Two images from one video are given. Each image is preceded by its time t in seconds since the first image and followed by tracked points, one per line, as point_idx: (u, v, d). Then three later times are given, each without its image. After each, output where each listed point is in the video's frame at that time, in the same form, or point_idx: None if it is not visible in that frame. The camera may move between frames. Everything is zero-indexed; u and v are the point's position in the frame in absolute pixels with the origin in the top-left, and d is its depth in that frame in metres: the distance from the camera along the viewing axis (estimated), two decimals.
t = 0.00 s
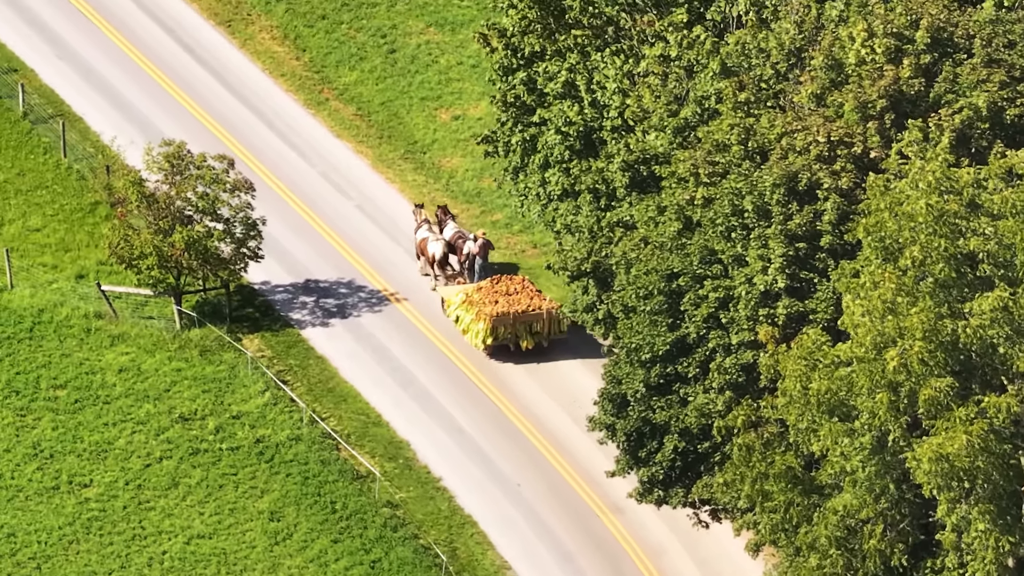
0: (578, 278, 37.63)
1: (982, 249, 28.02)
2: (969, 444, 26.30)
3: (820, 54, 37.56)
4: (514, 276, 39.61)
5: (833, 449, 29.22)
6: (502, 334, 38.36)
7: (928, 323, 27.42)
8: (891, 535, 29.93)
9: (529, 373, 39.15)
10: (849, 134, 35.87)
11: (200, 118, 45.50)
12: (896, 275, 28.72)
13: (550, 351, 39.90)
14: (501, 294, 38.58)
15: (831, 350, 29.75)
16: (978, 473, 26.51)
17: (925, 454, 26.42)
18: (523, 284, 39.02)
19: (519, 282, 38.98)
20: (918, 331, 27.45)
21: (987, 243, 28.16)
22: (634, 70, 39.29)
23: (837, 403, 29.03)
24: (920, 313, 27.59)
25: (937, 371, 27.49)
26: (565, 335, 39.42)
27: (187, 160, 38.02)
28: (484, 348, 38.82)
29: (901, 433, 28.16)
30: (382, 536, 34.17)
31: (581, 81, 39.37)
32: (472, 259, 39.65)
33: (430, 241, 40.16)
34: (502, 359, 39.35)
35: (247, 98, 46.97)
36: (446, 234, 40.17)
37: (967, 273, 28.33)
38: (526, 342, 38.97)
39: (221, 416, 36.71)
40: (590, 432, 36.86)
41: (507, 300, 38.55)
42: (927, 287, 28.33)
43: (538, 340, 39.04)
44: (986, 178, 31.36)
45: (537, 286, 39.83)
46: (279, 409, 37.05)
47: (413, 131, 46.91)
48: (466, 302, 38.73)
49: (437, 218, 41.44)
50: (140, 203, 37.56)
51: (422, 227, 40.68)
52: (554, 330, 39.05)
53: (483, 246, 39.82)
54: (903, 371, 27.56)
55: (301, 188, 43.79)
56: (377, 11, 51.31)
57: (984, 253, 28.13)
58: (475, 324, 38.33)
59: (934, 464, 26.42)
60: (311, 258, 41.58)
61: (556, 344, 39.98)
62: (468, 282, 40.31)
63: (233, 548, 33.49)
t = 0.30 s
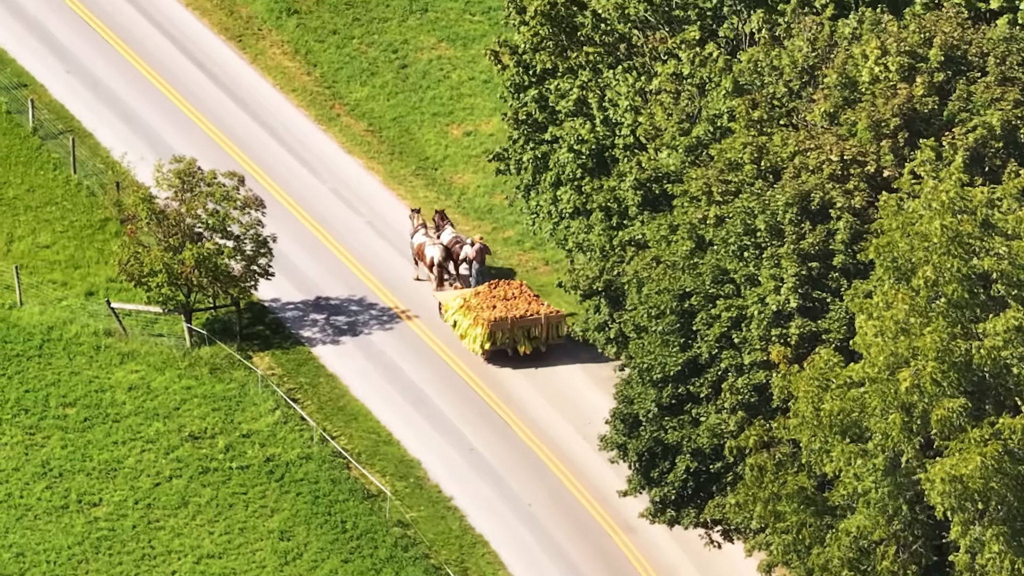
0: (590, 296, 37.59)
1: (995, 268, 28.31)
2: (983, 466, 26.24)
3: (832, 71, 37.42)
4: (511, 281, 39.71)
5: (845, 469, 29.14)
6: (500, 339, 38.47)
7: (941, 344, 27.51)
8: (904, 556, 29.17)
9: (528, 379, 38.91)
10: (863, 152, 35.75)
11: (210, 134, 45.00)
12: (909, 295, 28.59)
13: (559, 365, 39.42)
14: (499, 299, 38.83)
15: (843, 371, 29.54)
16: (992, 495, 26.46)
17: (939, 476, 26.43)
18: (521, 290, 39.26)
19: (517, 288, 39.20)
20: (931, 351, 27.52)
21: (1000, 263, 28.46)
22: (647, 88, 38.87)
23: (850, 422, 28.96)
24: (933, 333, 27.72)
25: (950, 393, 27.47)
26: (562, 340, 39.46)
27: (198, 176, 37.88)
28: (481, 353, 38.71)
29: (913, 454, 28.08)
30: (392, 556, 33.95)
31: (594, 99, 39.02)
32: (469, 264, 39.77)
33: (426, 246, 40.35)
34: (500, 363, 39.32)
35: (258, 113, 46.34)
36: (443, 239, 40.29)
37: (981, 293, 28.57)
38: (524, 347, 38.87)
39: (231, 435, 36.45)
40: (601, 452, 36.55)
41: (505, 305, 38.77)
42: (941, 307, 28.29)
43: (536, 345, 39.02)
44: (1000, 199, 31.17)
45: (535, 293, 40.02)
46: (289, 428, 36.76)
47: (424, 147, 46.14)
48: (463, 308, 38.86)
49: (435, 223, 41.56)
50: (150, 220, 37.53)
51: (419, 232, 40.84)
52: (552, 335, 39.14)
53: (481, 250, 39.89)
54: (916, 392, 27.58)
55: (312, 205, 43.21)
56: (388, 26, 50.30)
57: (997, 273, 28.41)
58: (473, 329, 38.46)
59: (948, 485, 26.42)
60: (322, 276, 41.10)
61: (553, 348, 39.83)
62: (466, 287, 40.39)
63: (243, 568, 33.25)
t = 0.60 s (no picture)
0: (601, 318, 37.39)
1: (1008, 291, 28.63)
2: (996, 490, 26.18)
3: (844, 92, 36.88)
4: (507, 288, 39.67)
5: (857, 493, 28.93)
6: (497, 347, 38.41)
7: (953, 367, 27.36)
8: None
9: (529, 389, 38.76)
10: (874, 174, 35.38)
11: (220, 153, 44.81)
12: (921, 320, 28.57)
13: (566, 383, 39.12)
14: (495, 307, 38.81)
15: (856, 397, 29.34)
16: (1004, 520, 26.39)
17: (952, 500, 26.30)
18: (516, 298, 39.25)
19: (512, 296, 39.19)
20: (943, 375, 27.36)
21: (1013, 286, 28.74)
22: (658, 109, 38.60)
23: (861, 447, 28.69)
24: (945, 355, 27.56)
25: (962, 416, 27.35)
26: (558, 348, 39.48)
27: (207, 197, 37.75)
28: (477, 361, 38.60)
29: (925, 478, 27.80)
30: None
31: (605, 119, 38.77)
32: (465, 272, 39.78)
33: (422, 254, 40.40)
34: (496, 371, 39.16)
35: (268, 131, 46.12)
36: (439, 246, 40.33)
37: (994, 315, 28.78)
38: (520, 355, 38.83)
39: (240, 457, 36.13)
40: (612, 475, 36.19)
41: (501, 313, 38.69)
42: (952, 331, 28.30)
43: (532, 353, 39.01)
44: (1013, 223, 30.99)
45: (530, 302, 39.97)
46: (299, 449, 36.45)
47: (434, 166, 45.89)
48: (460, 315, 38.80)
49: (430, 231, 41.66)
50: (159, 240, 37.34)
51: (415, 240, 40.87)
52: (548, 343, 39.09)
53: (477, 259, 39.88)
54: (927, 416, 27.41)
55: (322, 226, 42.96)
56: (398, 43, 50.17)
57: (1010, 296, 28.68)
58: (469, 336, 38.35)
59: (961, 510, 26.31)
60: (332, 295, 40.83)
61: (549, 355, 39.77)
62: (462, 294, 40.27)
63: None
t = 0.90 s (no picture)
0: (609, 340, 37.18)
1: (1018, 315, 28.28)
2: (1008, 514, 26.34)
3: (854, 113, 36.49)
4: (502, 296, 39.76)
5: (867, 517, 28.76)
6: (492, 354, 38.44)
7: (963, 391, 27.39)
8: None
9: (535, 406, 38.54)
10: (885, 196, 34.91)
11: (228, 172, 44.67)
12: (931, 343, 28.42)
13: (569, 396, 38.98)
14: (490, 314, 38.90)
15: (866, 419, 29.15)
16: (1018, 544, 26.49)
17: (964, 524, 26.54)
18: (511, 305, 39.32)
19: (507, 303, 39.29)
20: (953, 399, 27.38)
21: None
22: (668, 128, 38.53)
23: (872, 471, 28.57)
24: (955, 381, 27.56)
25: (973, 441, 27.45)
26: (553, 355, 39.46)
27: (215, 217, 37.58)
28: (472, 369, 38.60)
29: (936, 502, 27.70)
30: None
31: (614, 139, 38.61)
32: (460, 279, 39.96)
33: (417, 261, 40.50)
34: (492, 379, 39.19)
35: (276, 149, 46.00)
36: (434, 254, 40.58)
37: (1004, 339, 28.46)
38: (516, 362, 38.87)
39: (248, 478, 35.81)
40: (621, 497, 35.85)
41: (496, 321, 38.76)
42: (963, 353, 28.12)
43: (527, 360, 39.02)
44: None
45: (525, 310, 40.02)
46: (307, 471, 36.10)
47: (443, 185, 45.65)
48: (455, 322, 38.86)
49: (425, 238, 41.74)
50: (166, 260, 37.23)
51: (409, 247, 41.03)
52: (543, 351, 39.15)
53: (472, 266, 40.20)
54: (938, 440, 27.40)
55: (331, 245, 42.80)
56: (407, 61, 50.04)
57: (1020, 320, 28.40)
58: (464, 343, 38.39)
59: (972, 535, 26.56)
60: (338, 314, 40.66)
61: (543, 364, 39.82)
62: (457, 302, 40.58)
63: None
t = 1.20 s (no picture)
0: (620, 362, 36.96)
1: None
2: (1018, 539, 26.55)
3: (866, 134, 36.01)
4: (497, 305, 39.98)
5: (879, 542, 28.69)
6: (487, 361, 38.67)
7: (974, 417, 27.43)
8: None
9: (543, 426, 38.26)
10: (896, 218, 34.54)
11: (237, 192, 44.52)
12: (942, 366, 28.34)
13: (572, 410, 38.85)
14: (485, 322, 39.16)
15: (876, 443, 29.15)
16: None
17: (974, 550, 26.66)
18: (507, 314, 39.54)
19: (503, 312, 39.59)
20: (965, 424, 27.42)
21: None
22: (678, 149, 38.22)
23: (883, 495, 28.45)
24: (967, 407, 27.60)
25: (985, 466, 27.47)
26: (550, 363, 39.56)
27: (222, 237, 37.43)
28: (468, 376, 38.81)
29: (948, 528, 27.74)
30: None
31: (624, 161, 38.47)
32: (454, 286, 40.26)
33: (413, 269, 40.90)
34: (488, 387, 39.26)
35: (284, 167, 45.87)
36: (429, 262, 40.79)
37: (1014, 364, 28.47)
38: (511, 370, 39.02)
39: (256, 500, 35.55)
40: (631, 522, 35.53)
41: (491, 328, 39.04)
42: (976, 376, 28.13)
43: (523, 368, 39.18)
44: None
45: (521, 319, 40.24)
46: (315, 492, 35.83)
47: (452, 204, 45.46)
48: (450, 330, 39.12)
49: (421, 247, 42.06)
50: (174, 281, 37.14)
51: (406, 256, 41.42)
52: (539, 359, 39.31)
53: (467, 274, 40.35)
54: (949, 465, 27.42)
55: (340, 265, 42.63)
56: (416, 79, 49.85)
57: None
58: (460, 351, 38.64)
59: (982, 561, 26.66)
60: (347, 334, 40.46)
61: (540, 372, 39.93)
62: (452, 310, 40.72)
63: None
